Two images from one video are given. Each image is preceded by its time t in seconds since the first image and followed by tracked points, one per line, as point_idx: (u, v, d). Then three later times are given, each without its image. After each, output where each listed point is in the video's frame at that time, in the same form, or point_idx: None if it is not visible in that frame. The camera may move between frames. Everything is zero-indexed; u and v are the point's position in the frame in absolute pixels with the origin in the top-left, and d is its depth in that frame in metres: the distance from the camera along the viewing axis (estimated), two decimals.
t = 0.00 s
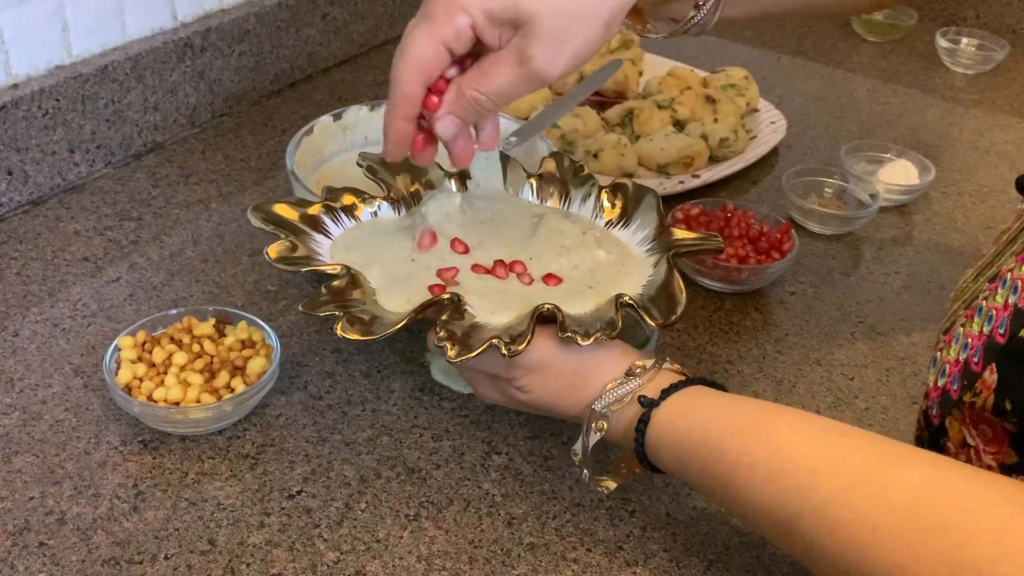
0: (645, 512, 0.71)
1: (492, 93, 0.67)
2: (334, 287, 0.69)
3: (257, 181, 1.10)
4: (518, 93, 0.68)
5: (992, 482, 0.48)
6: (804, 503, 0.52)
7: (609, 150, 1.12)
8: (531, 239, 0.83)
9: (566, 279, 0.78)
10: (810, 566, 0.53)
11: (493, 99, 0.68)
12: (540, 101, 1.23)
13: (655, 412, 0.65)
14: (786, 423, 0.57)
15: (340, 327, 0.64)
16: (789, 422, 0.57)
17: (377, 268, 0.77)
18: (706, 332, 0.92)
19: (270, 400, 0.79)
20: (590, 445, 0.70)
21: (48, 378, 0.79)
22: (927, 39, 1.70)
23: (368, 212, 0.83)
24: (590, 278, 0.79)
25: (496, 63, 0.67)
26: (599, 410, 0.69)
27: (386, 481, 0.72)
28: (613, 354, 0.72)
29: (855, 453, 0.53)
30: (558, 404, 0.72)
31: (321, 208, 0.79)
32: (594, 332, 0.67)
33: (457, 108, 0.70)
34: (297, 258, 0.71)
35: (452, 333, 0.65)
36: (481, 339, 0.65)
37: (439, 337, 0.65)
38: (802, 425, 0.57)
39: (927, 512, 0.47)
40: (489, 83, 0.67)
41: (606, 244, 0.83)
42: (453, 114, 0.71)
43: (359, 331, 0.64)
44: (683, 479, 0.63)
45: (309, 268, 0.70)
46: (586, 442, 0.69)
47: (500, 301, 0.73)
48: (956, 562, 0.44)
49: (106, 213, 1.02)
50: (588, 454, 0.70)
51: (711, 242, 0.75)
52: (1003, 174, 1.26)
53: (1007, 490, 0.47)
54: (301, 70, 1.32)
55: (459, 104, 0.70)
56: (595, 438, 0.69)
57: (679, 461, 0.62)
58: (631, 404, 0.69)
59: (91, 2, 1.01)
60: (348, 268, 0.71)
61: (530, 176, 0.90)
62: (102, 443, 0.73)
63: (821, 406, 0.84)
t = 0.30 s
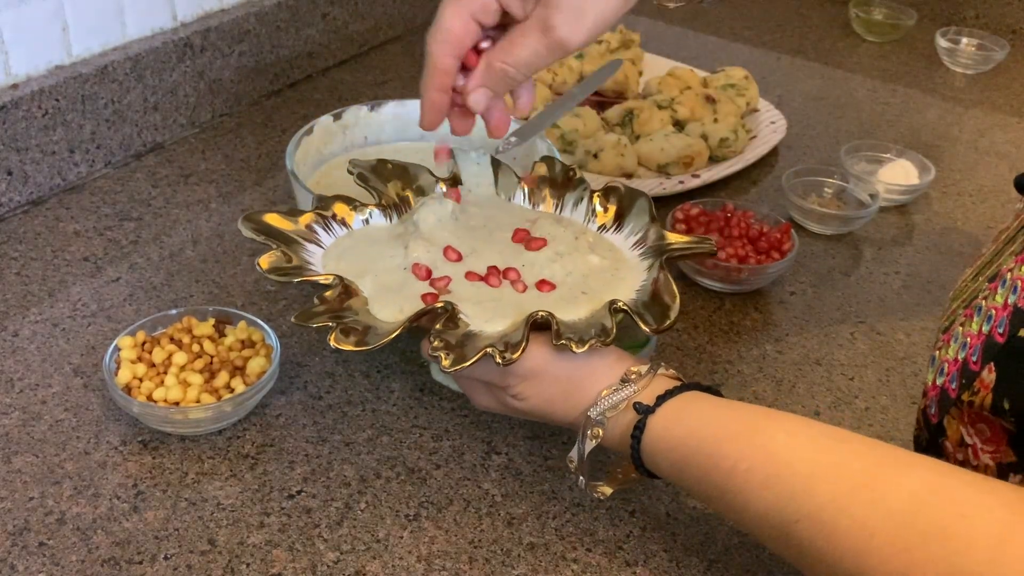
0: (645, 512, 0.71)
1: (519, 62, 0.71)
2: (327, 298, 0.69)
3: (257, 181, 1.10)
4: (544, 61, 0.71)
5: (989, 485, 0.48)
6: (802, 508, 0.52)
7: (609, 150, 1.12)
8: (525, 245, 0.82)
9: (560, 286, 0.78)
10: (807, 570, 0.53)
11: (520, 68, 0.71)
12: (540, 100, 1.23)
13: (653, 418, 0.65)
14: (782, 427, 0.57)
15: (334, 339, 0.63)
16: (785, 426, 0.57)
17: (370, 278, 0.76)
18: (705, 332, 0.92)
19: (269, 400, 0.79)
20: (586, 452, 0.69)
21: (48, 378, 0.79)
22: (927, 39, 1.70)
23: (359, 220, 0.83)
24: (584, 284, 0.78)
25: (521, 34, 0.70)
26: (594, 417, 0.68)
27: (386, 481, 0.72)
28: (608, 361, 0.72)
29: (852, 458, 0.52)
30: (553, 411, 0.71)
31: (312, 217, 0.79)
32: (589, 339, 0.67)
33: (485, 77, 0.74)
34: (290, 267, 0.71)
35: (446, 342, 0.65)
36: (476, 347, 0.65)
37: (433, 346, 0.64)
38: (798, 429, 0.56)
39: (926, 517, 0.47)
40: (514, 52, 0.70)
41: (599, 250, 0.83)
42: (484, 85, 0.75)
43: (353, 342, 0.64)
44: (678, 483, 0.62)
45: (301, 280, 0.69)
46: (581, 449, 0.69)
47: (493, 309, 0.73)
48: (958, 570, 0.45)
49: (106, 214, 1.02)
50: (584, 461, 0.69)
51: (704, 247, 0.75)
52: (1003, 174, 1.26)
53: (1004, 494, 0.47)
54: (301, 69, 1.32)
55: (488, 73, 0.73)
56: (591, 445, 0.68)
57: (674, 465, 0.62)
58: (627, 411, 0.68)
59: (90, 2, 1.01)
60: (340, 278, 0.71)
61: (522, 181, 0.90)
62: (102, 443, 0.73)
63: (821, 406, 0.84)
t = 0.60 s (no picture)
0: (645, 512, 0.71)
1: (554, 88, 0.71)
2: (331, 300, 0.69)
3: (258, 181, 1.10)
4: (578, 83, 0.71)
5: (990, 489, 0.48)
6: (804, 511, 0.52)
7: (609, 149, 1.12)
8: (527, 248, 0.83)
9: (563, 289, 0.78)
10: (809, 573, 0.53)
11: (554, 92, 0.71)
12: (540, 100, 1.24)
13: (655, 421, 0.65)
14: (784, 431, 0.57)
15: (338, 342, 0.63)
16: (787, 430, 0.57)
17: (372, 280, 0.76)
18: (706, 332, 0.92)
19: (270, 400, 0.79)
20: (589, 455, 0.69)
21: (49, 378, 0.79)
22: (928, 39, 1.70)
23: (362, 222, 0.83)
24: (587, 287, 0.78)
25: (555, 56, 0.71)
26: (599, 420, 0.68)
27: (387, 480, 0.72)
28: (612, 364, 0.72)
29: (855, 462, 0.52)
30: (556, 413, 0.71)
31: (315, 219, 0.78)
32: (593, 341, 0.66)
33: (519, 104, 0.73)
34: (292, 270, 0.71)
35: (451, 345, 0.65)
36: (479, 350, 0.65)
37: (437, 349, 0.64)
38: (801, 432, 0.56)
39: (927, 520, 0.47)
40: (547, 75, 0.70)
41: (602, 252, 0.83)
42: (519, 117, 0.74)
43: (357, 346, 0.64)
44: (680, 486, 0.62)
45: (304, 282, 0.69)
46: (585, 453, 0.69)
47: (496, 313, 0.73)
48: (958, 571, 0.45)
49: (106, 213, 1.02)
50: (587, 464, 0.69)
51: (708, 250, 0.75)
52: (1003, 174, 1.26)
53: (1005, 498, 0.47)
54: (301, 69, 1.32)
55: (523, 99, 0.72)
56: (595, 448, 0.68)
57: (678, 468, 0.62)
58: (631, 414, 0.69)
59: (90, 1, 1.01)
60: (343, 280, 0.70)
61: (525, 184, 0.90)
62: (102, 443, 0.73)
63: (821, 406, 0.84)
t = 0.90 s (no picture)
0: (645, 512, 0.71)
1: (471, 88, 0.69)
2: (340, 298, 0.69)
3: (259, 181, 1.10)
4: (493, 87, 0.70)
5: (999, 494, 0.48)
6: (813, 515, 0.52)
7: (610, 150, 1.13)
8: (537, 250, 0.83)
9: (574, 290, 0.78)
10: None
11: (471, 93, 0.70)
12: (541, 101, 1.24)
13: (667, 423, 0.64)
14: (794, 434, 0.57)
15: (347, 338, 0.63)
16: (797, 432, 0.57)
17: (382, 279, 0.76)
18: (707, 332, 0.92)
19: (271, 400, 0.79)
20: (599, 458, 0.69)
21: (50, 377, 0.79)
22: (929, 39, 1.70)
23: (375, 223, 0.82)
24: (598, 289, 0.78)
25: (475, 57, 0.69)
26: (608, 422, 0.68)
27: (387, 480, 0.72)
28: (623, 367, 0.72)
29: (864, 464, 0.52)
30: (566, 416, 0.71)
31: (327, 219, 0.79)
32: (604, 344, 0.67)
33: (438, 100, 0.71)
34: (303, 267, 0.71)
35: (460, 343, 0.65)
36: (490, 349, 0.65)
37: (447, 347, 0.64)
38: (809, 435, 0.56)
39: (934, 524, 0.47)
40: (467, 77, 0.69)
41: (613, 256, 0.83)
42: (433, 111, 0.72)
43: (367, 343, 0.64)
44: (690, 488, 0.62)
45: (315, 279, 0.69)
46: (594, 455, 0.68)
47: (508, 314, 0.73)
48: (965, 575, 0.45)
49: (108, 213, 1.02)
50: (597, 467, 0.69)
51: (721, 255, 0.75)
52: (1004, 174, 1.26)
53: (1014, 503, 0.47)
54: (302, 69, 1.32)
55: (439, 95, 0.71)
56: (604, 450, 0.68)
57: (687, 472, 0.62)
58: (640, 417, 0.68)
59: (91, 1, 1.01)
60: (353, 278, 0.71)
61: (535, 188, 0.90)
62: (103, 442, 0.73)
63: (822, 407, 0.84)
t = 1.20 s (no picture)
0: (646, 512, 0.71)
1: (549, 114, 0.64)
2: (326, 310, 0.68)
3: (259, 181, 1.10)
4: (574, 110, 0.65)
5: (993, 497, 0.48)
6: (809, 523, 0.52)
7: (612, 150, 1.13)
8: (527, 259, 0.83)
9: (563, 300, 0.78)
10: None
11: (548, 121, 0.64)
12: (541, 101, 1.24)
13: (660, 433, 0.65)
14: (787, 442, 0.57)
15: (335, 352, 0.63)
16: (790, 441, 0.57)
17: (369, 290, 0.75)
18: (707, 332, 0.92)
19: (271, 400, 0.79)
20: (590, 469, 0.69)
21: (51, 377, 0.79)
22: (929, 39, 1.70)
23: (358, 233, 0.83)
24: (588, 297, 0.78)
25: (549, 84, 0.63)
26: (600, 433, 0.68)
27: (388, 480, 0.72)
28: (613, 378, 0.72)
29: (857, 471, 0.52)
30: (557, 428, 0.71)
31: (310, 230, 0.78)
32: (594, 353, 0.66)
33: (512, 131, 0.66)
34: (287, 279, 0.70)
35: (449, 355, 0.65)
36: (479, 360, 0.65)
37: (436, 359, 0.64)
38: (805, 444, 0.56)
39: (928, 527, 0.47)
40: (544, 104, 0.63)
41: (601, 264, 0.82)
42: (514, 140, 0.67)
43: (355, 356, 0.63)
44: (685, 498, 0.62)
45: (300, 291, 0.69)
46: (586, 466, 0.68)
47: (495, 325, 0.73)
48: None
49: (108, 213, 1.02)
50: (588, 477, 0.69)
51: (709, 261, 0.74)
52: (1005, 174, 1.25)
53: (1008, 505, 0.47)
54: (303, 69, 1.32)
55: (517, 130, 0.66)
56: (597, 461, 0.68)
57: (681, 481, 0.62)
58: (632, 426, 0.68)
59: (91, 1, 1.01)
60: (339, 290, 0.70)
61: (521, 197, 0.89)
62: (104, 442, 0.73)
63: (822, 407, 0.84)
